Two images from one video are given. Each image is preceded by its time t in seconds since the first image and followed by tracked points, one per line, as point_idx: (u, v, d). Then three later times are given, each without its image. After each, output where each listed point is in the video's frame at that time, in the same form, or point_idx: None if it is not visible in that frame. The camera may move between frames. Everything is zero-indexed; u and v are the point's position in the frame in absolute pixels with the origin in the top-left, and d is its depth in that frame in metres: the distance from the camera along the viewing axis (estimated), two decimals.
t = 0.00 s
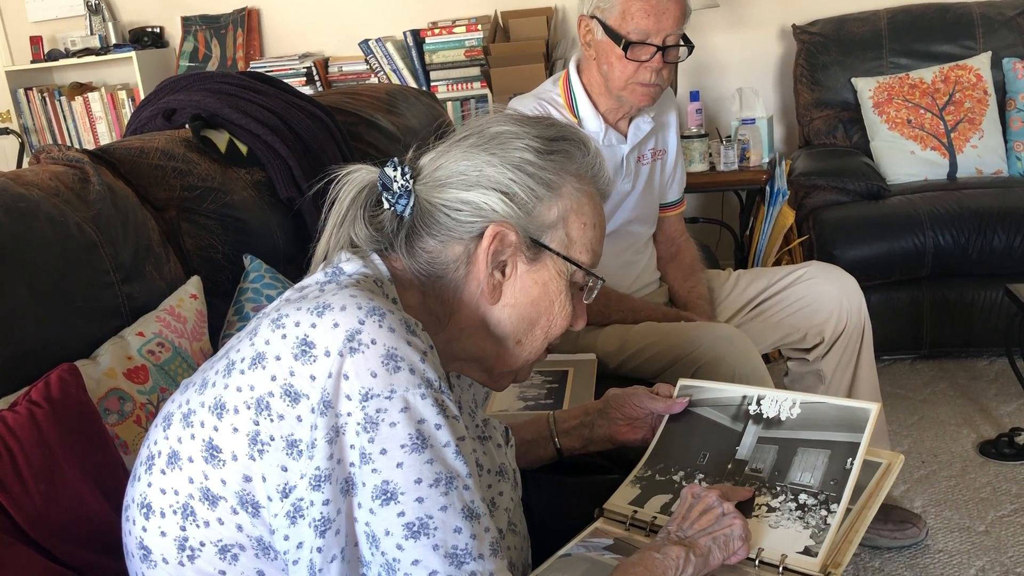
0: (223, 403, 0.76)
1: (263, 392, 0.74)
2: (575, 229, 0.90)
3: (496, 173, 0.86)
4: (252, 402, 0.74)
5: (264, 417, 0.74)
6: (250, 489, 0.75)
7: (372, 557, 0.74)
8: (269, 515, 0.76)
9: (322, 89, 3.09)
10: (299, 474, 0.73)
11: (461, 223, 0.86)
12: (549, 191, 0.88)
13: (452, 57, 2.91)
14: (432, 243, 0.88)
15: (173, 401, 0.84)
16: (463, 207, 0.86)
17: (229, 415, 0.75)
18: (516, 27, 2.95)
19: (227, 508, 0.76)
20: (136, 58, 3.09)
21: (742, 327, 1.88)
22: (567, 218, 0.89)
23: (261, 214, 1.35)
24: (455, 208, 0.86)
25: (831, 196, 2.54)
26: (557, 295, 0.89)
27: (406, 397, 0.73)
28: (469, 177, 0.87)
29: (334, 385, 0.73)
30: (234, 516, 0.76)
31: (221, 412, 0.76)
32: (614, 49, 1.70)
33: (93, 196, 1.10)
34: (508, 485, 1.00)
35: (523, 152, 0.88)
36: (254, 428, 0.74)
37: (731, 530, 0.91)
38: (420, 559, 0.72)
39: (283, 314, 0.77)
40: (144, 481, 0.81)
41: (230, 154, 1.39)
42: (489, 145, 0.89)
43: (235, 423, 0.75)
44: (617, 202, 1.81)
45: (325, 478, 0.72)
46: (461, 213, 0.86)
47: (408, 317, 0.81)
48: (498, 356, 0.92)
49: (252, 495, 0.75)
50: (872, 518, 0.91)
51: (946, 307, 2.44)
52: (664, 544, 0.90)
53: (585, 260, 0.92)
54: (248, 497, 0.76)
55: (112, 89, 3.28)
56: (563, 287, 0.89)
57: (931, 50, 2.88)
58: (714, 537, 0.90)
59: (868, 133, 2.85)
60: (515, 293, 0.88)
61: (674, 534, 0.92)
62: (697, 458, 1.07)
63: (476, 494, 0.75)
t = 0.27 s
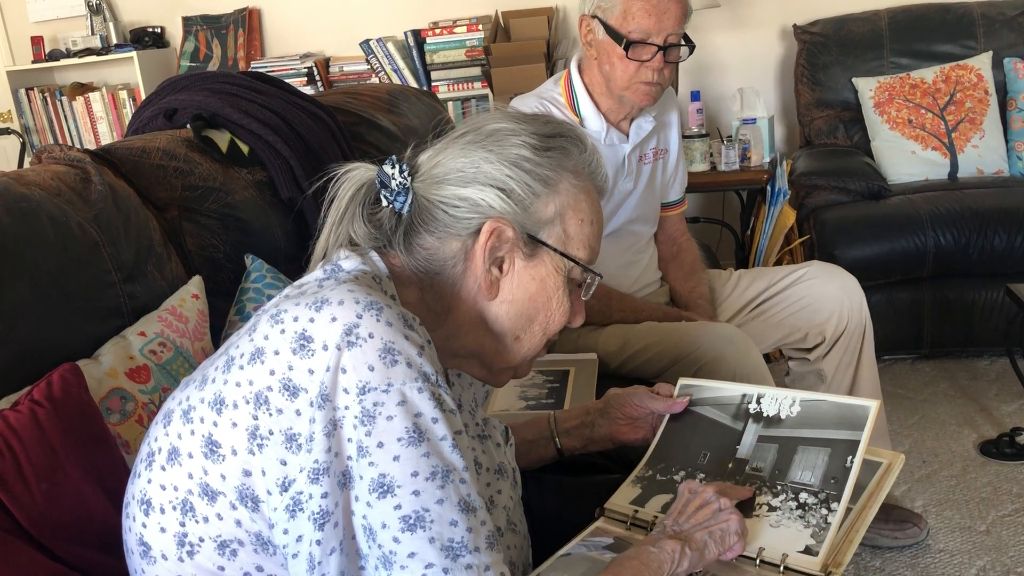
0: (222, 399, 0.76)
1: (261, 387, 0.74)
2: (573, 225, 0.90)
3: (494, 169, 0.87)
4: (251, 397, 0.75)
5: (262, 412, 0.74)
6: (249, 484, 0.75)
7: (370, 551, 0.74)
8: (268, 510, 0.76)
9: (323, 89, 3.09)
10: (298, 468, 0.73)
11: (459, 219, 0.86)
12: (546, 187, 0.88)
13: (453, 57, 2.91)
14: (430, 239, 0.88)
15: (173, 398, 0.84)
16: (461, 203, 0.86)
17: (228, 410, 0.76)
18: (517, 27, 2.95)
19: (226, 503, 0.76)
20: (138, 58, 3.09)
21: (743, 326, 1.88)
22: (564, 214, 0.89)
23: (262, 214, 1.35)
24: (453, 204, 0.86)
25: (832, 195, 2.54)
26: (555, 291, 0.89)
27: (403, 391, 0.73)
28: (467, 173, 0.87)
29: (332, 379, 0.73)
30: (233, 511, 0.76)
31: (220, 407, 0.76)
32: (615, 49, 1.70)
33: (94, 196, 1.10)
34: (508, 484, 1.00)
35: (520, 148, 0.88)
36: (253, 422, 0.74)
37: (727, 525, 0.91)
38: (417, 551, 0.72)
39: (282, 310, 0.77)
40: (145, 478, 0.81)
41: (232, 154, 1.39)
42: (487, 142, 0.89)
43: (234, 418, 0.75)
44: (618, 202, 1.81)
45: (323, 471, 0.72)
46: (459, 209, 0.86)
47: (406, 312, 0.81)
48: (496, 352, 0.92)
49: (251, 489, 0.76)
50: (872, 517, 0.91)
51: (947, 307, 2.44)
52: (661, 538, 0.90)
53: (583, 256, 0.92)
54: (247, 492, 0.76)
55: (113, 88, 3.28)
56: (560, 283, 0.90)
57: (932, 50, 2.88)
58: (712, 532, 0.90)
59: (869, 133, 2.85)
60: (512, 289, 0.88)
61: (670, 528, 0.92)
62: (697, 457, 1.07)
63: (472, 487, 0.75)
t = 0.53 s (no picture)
0: (222, 398, 0.76)
1: (260, 386, 0.74)
2: (571, 225, 0.90)
3: (492, 168, 0.87)
4: (250, 396, 0.75)
5: (262, 411, 0.74)
6: (249, 482, 0.76)
7: (367, 549, 0.74)
8: (268, 508, 0.76)
9: (324, 89, 3.09)
10: (298, 467, 0.73)
11: (458, 219, 0.86)
12: (544, 186, 0.88)
13: (454, 57, 2.91)
14: (429, 239, 0.88)
15: (174, 398, 0.84)
16: (459, 202, 0.86)
17: (228, 409, 0.76)
18: (518, 27, 2.95)
19: (225, 502, 0.77)
20: (139, 58, 3.09)
21: (743, 327, 1.88)
22: (562, 213, 0.89)
23: (263, 215, 1.35)
24: (452, 204, 0.86)
25: (833, 196, 2.54)
26: (553, 290, 0.89)
27: (402, 390, 0.73)
28: (466, 173, 0.87)
29: (331, 377, 0.73)
30: (233, 511, 0.77)
31: (220, 406, 0.76)
32: (616, 50, 1.70)
33: (95, 197, 1.10)
34: (507, 485, 1.00)
35: (519, 148, 0.88)
36: (253, 421, 0.74)
37: (724, 529, 0.91)
38: (413, 551, 0.72)
39: (281, 309, 0.78)
40: (145, 478, 0.81)
41: (232, 155, 1.39)
42: (485, 141, 0.89)
43: (234, 418, 0.75)
44: (618, 202, 1.81)
45: (322, 470, 0.72)
46: (458, 209, 0.86)
47: (405, 311, 0.81)
48: (495, 351, 0.92)
49: (252, 488, 0.76)
50: (872, 518, 0.91)
51: (947, 307, 2.44)
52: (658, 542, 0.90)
53: (581, 255, 0.92)
54: (247, 491, 0.76)
55: (114, 89, 3.28)
56: (559, 282, 0.90)
57: (932, 51, 2.88)
58: (708, 536, 0.90)
59: (869, 133, 2.85)
60: (511, 288, 0.88)
61: (668, 532, 0.92)
62: (697, 458, 1.07)
63: (469, 487, 0.75)
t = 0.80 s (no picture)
0: (223, 401, 0.76)
1: (262, 389, 0.74)
2: (573, 227, 0.90)
3: (494, 171, 0.87)
4: (251, 399, 0.75)
5: (264, 414, 0.74)
6: (250, 486, 0.75)
7: (369, 553, 0.74)
8: (269, 511, 0.76)
9: (324, 91, 3.10)
10: (299, 470, 0.73)
11: (460, 222, 0.86)
12: (546, 189, 0.88)
13: (454, 59, 2.92)
14: (431, 241, 0.88)
15: (175, 400, 0.84)
16: (461, 205, 0.86)
17: (229, 412, 0.76)
18: (518, 29, 2.95)
19: (226, 505, 0.76)
20: (139, 60, 3.10)
21: (744, 329, 1.88)
22: (564, 216, 0.89)
23: (263, 217, 1.35)
24: (454, 207, 0.87)
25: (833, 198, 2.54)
26: (555, 293, 0.89)
27: (403, 393, 0.73)
28: (468, 176, 0.87)
29: (333, 381, 0.73)
30: (234, 514, 0.77)
31: (221, 410, 0.76)
32: (616, 52, 1.70)
33: (95, 199, 1.10)
34: (508, 487, 0.99)
35: (521, 151, 0.88)
36: (254, 424, 0.74)
37: (726, 532, 0.91)
38: (415, 554, 0.72)
39: (283, 312, 0.78)
40: (146, 480, 0.81)
41: (233, 157, 1.39)
42: (487, 144, 0.89)
43: (235, 420, 0.75)
44: (618, 204, 1.81)
45: (324, 473, 0.72)
46: (460, 212, 0.86)
47: (406, 314, 0.81)
48: (497, 354, 0.92)
49: (253, 491, 0.76)
50: (873, 521, 0.91)
51: (948, 309, 2.44)
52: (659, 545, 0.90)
53: (583, 258, 0.92)
54: (248, 494, 0.76)
55: (115, 91, 3.29)
56: (560, 284, 0.89)
57: (932, 53, 2.88)
58: (710, 539, 0.90)
59: (869, 135, 2.85)
60: (513, 290, 0.88)
61: (669, 535, 0.92)
62: (698, 461, 1.07)
63: (471, 490, 0.75)
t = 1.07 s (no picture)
0: (224, 403, 0.76)
1: (263, 391, 0.74)
2: (574, 229, 0.90)
3: (495, 173, 0.87)
4: (252, 401, 0.75)
5: (264, 416, 0.74)
6: (251, 488, 0.75)
7: (370, 554, 0.74)
8: (269, 514, 0.76)
9: (324, 92, 3.10)
10: (300, 472, 0.73)
11: (460, 223, 0.86)
12: (547, 191, 0.88)
13: (455, 60, 2.92)
14: (431, 243, 0.88)
15: (176, 402, 0.84)
16: (462, 207, 0.86)
17: (230, 414, 0.76)
18: (519, 30, 2.96)
19: (227, 507, 0.77)
20: (139, 61, 3.10)
21: (744, 330, 1.88)
22: (565, 217, 0.89)
23: (264, 218, 1.35)
24: (454, 209, 0.87)
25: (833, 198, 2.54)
26: (556, 294, 0.89)
27: (404, 396, 0.73)
28: (469, 178, 0.87)
29: (333, 383, 0.73)
30: (234, 516, 0.77)
31: (222, 412, 0.76)
32: (617, 53, 1.70)
33: (96, 199, 1.11)
34: (508, 487, 0.99)
35: (522, 153, 0.88)
36: (255, 427, 0.74)
37: (726, 534, 0.91)
38: (416, 557, 0.72)
39: (284, 314, 0.78)
40: (146, 482, 0.81)
41: (233, 158, 1.39)
42: (488, 146, 0.89)
43: (236, 423, 0.75)
44: (619, 206, 1.81)
45: (324, 475, 0.72)
46: (460, 213, 0.86)
47: (407, 316, 0.81)
48: (498, 356, 0.92)
49: (253, 494, 0.76)
50: (874, 522, 0.91)
51: (949, 310, 2.44)
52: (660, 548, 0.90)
53: (583, 259, 0.92)
54: (248, 496, 0.76)
55: (115, 92, 3.29)
56: (561, 286, 0.90)
57: (932, 53, 2.88)
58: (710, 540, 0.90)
59: (870, 136, 2.85)
60: (514, 292, 0.88)
61: (669, 536, 0.92)
62: (698, 462, 1.07)
63: (472, 493, 0.75)
